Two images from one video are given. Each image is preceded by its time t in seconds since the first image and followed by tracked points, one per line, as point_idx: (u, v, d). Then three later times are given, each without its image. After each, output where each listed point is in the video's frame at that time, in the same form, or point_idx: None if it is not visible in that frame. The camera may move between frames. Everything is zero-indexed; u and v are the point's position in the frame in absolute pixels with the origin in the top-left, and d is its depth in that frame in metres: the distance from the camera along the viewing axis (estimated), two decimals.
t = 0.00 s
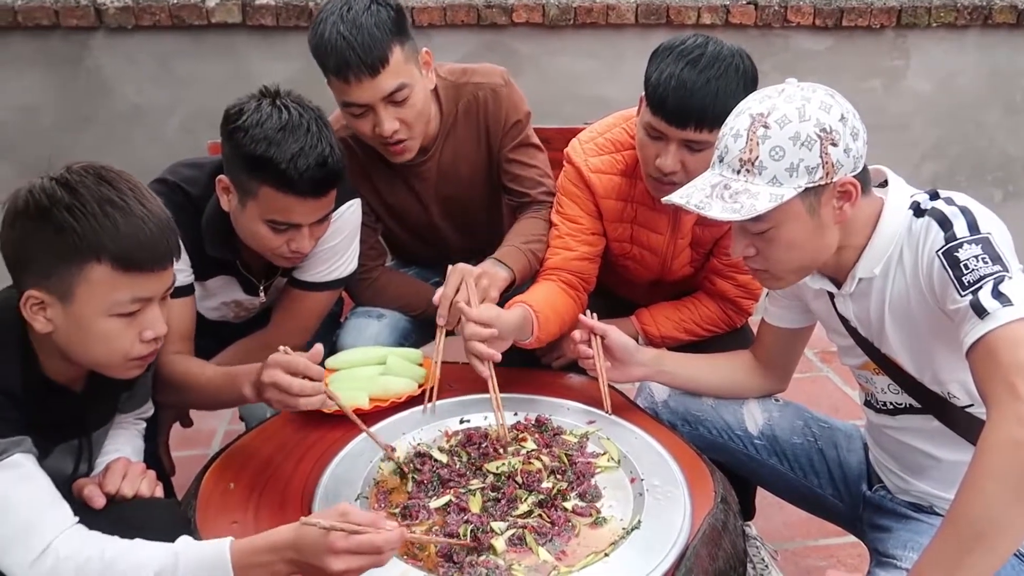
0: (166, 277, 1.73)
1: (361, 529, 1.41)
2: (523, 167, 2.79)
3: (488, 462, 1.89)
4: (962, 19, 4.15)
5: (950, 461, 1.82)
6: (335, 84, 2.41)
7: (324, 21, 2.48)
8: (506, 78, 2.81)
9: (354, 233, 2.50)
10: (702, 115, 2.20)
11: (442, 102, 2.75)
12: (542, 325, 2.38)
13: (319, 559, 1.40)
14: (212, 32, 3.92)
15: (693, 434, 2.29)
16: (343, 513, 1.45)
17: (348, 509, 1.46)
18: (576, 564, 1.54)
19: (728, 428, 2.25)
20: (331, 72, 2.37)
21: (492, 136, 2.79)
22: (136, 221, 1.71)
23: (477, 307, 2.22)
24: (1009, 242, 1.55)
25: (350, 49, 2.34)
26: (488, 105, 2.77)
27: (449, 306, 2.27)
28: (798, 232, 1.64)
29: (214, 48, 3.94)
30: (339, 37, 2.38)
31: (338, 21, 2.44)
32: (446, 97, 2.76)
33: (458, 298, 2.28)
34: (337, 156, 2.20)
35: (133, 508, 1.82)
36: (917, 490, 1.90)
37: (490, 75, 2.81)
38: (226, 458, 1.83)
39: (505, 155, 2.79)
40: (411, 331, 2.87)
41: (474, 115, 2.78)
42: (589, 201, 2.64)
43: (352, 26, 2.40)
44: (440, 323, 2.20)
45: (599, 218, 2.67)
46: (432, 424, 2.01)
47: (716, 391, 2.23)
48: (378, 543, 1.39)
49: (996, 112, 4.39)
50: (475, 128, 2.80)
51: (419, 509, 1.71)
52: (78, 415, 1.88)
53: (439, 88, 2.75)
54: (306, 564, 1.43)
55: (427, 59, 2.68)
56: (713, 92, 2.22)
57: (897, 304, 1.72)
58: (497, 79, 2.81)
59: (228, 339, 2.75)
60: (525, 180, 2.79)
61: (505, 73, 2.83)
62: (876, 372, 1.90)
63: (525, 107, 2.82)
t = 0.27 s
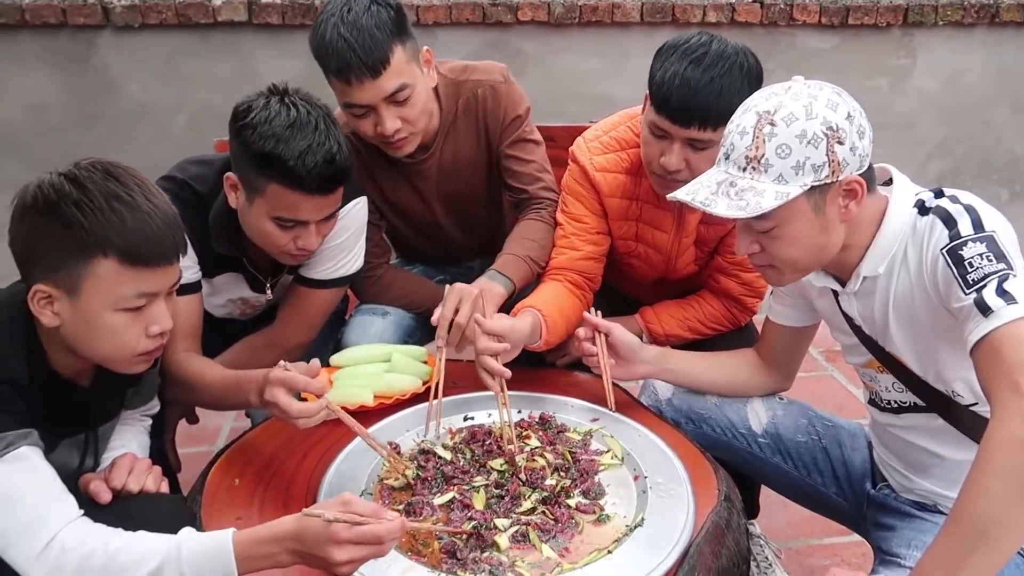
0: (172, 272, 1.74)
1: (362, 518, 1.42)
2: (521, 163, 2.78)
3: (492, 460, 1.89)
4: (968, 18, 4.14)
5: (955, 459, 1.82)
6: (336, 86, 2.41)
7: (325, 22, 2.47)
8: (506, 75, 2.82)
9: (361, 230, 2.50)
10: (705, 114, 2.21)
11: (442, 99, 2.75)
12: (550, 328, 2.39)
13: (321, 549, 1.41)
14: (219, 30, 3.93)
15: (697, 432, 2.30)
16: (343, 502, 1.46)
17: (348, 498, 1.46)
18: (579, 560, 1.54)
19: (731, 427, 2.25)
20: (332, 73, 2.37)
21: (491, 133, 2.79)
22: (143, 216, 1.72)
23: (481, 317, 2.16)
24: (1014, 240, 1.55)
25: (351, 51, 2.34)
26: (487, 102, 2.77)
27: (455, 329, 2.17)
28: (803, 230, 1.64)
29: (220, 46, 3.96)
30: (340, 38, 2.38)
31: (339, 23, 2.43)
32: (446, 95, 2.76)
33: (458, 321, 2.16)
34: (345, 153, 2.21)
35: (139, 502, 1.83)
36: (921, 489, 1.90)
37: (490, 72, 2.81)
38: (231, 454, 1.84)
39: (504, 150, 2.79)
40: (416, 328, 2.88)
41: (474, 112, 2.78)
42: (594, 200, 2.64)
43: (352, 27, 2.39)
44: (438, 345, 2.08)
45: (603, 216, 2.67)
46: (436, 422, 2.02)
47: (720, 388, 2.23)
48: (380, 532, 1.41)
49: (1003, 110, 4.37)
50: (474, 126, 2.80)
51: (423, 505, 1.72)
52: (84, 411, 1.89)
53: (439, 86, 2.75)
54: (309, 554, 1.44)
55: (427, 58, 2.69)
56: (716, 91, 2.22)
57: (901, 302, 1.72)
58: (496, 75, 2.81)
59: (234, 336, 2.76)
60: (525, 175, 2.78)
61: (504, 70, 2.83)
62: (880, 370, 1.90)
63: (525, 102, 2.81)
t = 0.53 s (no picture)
0: (168, 269, 1.75)
1: (331, 506, 1.42)
2: (518, 162, 2.77)
3: (489, 460, 1.90)
4: (967, 19, 4.14)
5: (952, 460, 1.83)
6: (338, 90, 2.40)
7: (325, 26, 2.45)
8: (504, 75, 2.82)
9: (360, 230, 2.50)
10: (703, 116, 2.21)
11: (441, 100, 2.76)
12: (545, 330, 2.39)
13: (291, 537, 1.41)
14: (218, 30, 3.93)
15: (695, 433, 2.30)
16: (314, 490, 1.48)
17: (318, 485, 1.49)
18: (576, 560, 1.54)
19: (729, 427, 2.26)
20: (333, 78, 2.37)
21: (489, 133, 2.79)
22: (137, 213, 1.73)
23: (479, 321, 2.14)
24: (1011, 242, 1.55)
25: (352, 56, 2.33)
26: (485, 103, 2.78)
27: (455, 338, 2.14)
28: (801, 231, 1.65)
29: (219, 46, 3.96)
30: (342, 44, 2.36)
31: (339, 28, 2.41)
32: (445, 95, 2.76)
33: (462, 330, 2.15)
34: (345, 154, 2.21)
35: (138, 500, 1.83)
36: (918, 489, 1.90)
37: (488, 72, 2.81)
38: (229, 454, 1.84)
39: (501, 150, 2.79)
40: (415, 328, 2.88)
41: (472, 112, 2.79)
42: (592, 200, 2.64)
43: (353, 33, 2.38)
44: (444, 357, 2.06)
45: (602, 217, 2.67)
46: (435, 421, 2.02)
47: (718, 389, 2.24)
48: (350, 516, 1.40)
49: (1001, 112, 4.38)
50: (472, 126, 2.80)
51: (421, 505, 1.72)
52: (83, 410, 1.89)
53: (437, 86, 2.76)
54: (280, 544, 1.43)
55: (427, 60, 2.69)
56: (714, 93, 2.22)
57: (899, 303, 1.72)
58: (494, 76, 2.81)
59: (232, 336, 2.76)
60: (524, 175, 2.77)
61: (503, 70, 2.83)
62: (878, 371, 1.90)
63: (523, 102, 2.82)
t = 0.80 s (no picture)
0: (167, 270, 1.74)
1: (255, 498, 1.44)
2: (519, 164, 2.77)
3: (490, 462, 1.90)
4: (968, 22, 4.14)
5: (954, 464, 1.83)
6: (337, 96, 2.41)
7: (324, 31, 2.46)
8: (504, 78, 2.82)
9: (360, 231, 2.51)
10: (703, 118, 2.21)
11: (441, 103, 2.76)
12: (546, 337, 2.37)
13: (217, 532, 1.43)
14: (220, 32, 3.93)
15: (695, 435, 2.30)
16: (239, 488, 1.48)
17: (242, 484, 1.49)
18: (577, 563, 1.54)
19: (730, 429, 2.26)
20: (332, 85, 2.37)
21: (489, 135, 2.80)
22: (137, 214, 1.73)
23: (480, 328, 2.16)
24: (1012, 245, 1.55)
25: (351, 64, 2.33)
26: (485, 105, 2.78)
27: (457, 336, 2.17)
28: (800, 234, 1.65)
29: (220, 48, 3.96)
30: (340, 50, 2.36)
31: (339, 34, 2.41)
32: (445, 98, 2.77)
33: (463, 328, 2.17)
34: (341, 154, 2.21)
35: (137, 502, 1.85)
36: (920, 492, 1.90)
37: (489, 75, 2.81)
38: (230, 455, 1.84)
39: (502, 153, 2.79)
40: (415, 330, 2.88)
41: (472, 114, 2.79)
42: (593, 203, 2.65)
43: (352, 39, 2.38)
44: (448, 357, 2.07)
45: (603, 219, 2.68)
46: (435, 424, 2.02)
47: (718, 392, 2.24)
48: (274, 505, 1.42)
49: (1002, 114, 4.38)
50: (473, 128, 2.80)
51: (422, 507, 1.72)
52: (80, 410, 1.88)
53: (438, 89, 2.76)
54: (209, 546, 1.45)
55: (426, 64, 2.69)
56: (714, 95, 2.23)
57: (900, 306, 1.72)
58: (495, 78, 2.81)
59: (233, 337, 2.76)
60: (525, 178, 2.76)
61: (503, 73, 2.83)
62: (879, 374, 1.90)
63: (523, 105, 2.82)
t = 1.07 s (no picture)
0: (164, 272, 1.74)
1: (229, 515, 1.42)
2: (522, 166, 2.77)
3: (492, 464, 1.90)
4: (971, 23, 4.14)
5: (958, 466, 1.82)
6: (338, 111, 2.42)
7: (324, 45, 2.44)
8: (506, 80, 2.82)
9: (362, 233, 2.51)
10: (707, 118, 2.21)
11: (443, 105, 2.76)
12: (550, 331, 2.38)
13: (192, 549, 1.43)
14: (222, 33, 3.94)
15: (698, 437, 2.30)
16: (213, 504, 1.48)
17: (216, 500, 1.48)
18: (579, 565, 1.54)
19: (732, 431, 2.26)
20: (332, 99, 2.38)
21: (491, 137, 2.80)
22: (134, 215, 1.73)
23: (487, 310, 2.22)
24: (1021, 248, 1.55)
25: (351, 81, 2.33)
26: (487, 106, 2.78)
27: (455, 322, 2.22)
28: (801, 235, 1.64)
29: (223, 49, 3.97)
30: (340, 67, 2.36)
31: (338, 48, 2.40)
32: (447, 100, 2.76)
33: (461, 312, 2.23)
34: (345, 155, 2.21)
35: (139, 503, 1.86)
36: (922, 495, 1.90)
37: (491, 77, 2.81)
38: (232, 456, 1.84)
39: (504, 154, 2.79)
40: (417, 331, 2.87)
41: (474, 116, 2.79)
42: (596, 204, 2.64)
43: (350, 52, 2.37)
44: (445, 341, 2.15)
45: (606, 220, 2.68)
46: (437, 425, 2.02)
47: (719, 393, 2.24)
48: (247, 523, 1.40)
49: (1005, 116, 4.37)
50: (475, 130, 2.80)
51: (423, 508, 1.72)
52: (78, 409, 1.87)
53: (440, 90, 2.76)
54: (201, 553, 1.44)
55: (427, 69, 2.68)
56: (718, 96, 2.23)
57: (905, 307, 1.72)
58: (496, 80, 2.81)
59: (235, 338, 2.76)
60: (527, 179, 2.76)
61: (505, 74, 2.83)
62: (882, 376, 1.90)
63: (525, 105, 2.82)
